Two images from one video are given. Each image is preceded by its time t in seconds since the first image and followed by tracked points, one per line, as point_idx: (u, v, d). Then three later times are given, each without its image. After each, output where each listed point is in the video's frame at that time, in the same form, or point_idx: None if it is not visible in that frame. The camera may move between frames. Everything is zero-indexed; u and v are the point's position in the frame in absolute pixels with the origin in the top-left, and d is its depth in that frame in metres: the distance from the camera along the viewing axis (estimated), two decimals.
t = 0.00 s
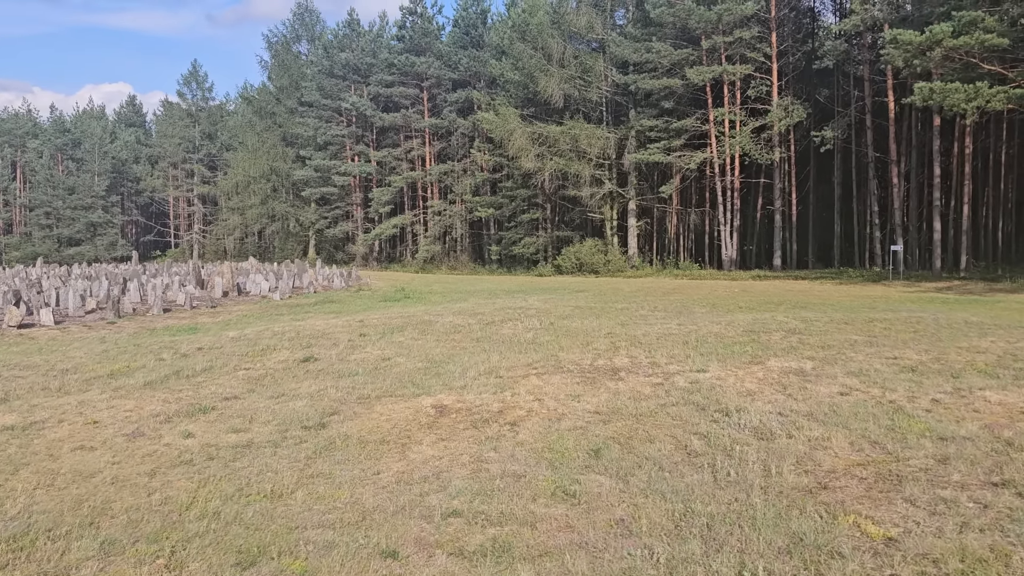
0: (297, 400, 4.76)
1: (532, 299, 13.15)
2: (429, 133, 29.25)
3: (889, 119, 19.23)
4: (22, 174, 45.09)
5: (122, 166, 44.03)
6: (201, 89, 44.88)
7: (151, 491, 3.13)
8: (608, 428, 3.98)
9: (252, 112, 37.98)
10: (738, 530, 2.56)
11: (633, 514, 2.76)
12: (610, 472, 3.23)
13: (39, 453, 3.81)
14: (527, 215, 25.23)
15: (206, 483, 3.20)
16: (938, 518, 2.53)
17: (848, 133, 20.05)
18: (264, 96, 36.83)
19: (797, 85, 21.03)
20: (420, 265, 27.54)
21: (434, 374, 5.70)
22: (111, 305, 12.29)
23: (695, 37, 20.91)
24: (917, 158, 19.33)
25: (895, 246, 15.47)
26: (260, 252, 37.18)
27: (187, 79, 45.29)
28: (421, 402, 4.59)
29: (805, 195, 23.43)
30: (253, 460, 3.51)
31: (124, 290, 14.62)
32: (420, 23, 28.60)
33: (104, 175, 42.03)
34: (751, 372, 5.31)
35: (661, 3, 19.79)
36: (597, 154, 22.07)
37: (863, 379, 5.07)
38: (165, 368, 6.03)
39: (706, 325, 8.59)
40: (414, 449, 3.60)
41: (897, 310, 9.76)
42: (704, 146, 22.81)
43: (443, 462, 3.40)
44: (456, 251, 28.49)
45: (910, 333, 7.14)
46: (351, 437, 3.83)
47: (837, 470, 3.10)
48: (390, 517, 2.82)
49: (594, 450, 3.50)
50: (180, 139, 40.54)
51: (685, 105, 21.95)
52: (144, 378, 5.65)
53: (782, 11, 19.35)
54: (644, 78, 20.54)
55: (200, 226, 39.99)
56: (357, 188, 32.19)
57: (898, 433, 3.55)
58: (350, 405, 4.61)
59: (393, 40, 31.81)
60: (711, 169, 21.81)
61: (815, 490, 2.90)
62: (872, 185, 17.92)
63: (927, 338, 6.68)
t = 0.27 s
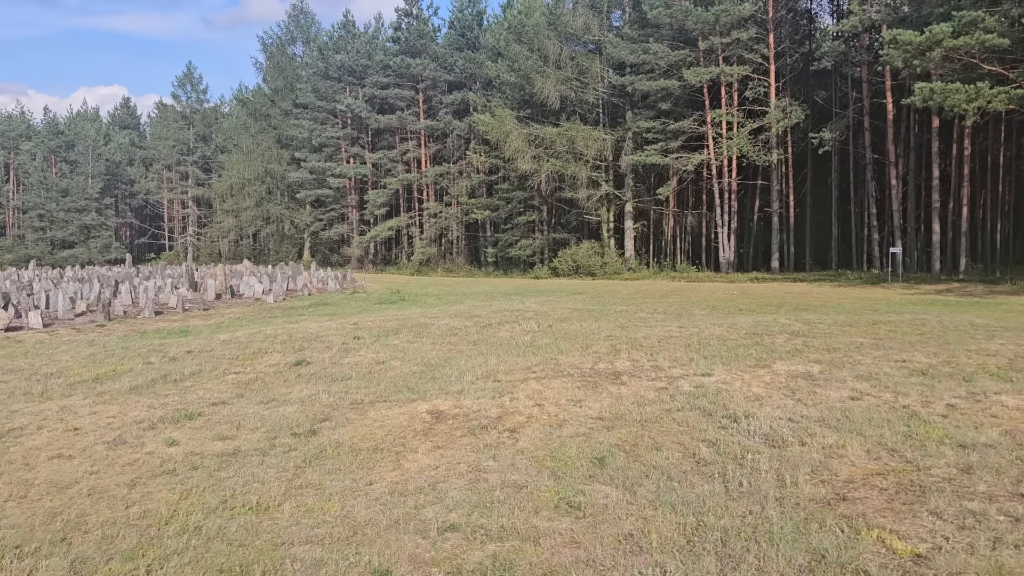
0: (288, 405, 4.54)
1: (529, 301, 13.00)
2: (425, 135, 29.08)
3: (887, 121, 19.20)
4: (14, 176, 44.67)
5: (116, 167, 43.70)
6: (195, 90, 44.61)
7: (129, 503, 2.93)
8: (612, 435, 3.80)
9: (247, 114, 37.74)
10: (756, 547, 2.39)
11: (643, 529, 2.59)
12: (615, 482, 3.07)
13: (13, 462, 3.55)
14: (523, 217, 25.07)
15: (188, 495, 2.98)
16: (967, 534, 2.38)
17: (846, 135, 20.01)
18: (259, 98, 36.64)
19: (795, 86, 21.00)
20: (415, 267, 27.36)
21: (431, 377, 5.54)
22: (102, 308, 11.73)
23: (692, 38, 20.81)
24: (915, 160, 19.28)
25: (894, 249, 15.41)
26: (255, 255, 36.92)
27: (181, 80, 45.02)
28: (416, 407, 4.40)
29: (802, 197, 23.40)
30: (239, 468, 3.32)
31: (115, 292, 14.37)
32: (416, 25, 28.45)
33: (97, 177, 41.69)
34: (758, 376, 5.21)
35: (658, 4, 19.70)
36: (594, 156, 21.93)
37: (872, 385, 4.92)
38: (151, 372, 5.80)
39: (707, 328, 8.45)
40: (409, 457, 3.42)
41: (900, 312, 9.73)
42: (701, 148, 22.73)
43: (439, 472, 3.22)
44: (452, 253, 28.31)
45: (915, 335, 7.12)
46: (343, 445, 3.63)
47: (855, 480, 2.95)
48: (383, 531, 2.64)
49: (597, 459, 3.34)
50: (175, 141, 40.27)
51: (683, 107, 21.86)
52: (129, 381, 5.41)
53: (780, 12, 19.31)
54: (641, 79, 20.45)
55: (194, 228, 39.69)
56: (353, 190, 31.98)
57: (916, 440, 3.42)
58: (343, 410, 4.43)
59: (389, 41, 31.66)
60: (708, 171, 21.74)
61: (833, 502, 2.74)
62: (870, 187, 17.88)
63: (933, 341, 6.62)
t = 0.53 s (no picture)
0: (280, 416, 4.34)
1: (529, 305, 12.85)
2: (422, 136, 28.92)
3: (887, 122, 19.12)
4: (10, 178, 44.37)
5: (111, 169, 43.44)
6: (192, 92, 44.40)
7: (106, 526, 2.69)
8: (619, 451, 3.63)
9: (244, 116, 37.53)
10: None
11: (657, 558, 2.42)
12: (625, 504, 2.91)
13: None
14: (521, 219, 24.92)
15: (171, 517, 2.77)
16: (1005, 565, 2.22)
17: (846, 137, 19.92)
18: (255, 99, 36.48)
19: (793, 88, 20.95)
20: (413, 270, 27.21)
21: (428, 386, 5.40)
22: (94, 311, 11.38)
23: (691, 39, 20.68)
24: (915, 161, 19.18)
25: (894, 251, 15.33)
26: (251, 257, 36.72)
27: (177, 81, 44.79)
28: (414, 419, 4.22)
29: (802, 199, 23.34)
30: (225, 485, 3.11)
31: (108, 295, 14.15)
32: (413, 26, 28.28)
33: (93, 179, 41.43)
34: (766, 386, 5.14)
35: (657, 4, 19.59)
36: (593, 157, 21.79)
37: (886, 396, 4.77)
38: (141, 380, 5.54)
39: (711, 333, 8.30)
40: (406, 475, 3.23)
41: (902, 316, 9.71)
42: (700, 150, 22.65)
43: (438, 491, 3.05)
44: (449, 256, 28.16)
45: (923, 342, 7.11)
46: (337, 461, 3.43)
47: (878, 501, 2.80)
48: (379, 559, 2.46)
49: (605, 477, 3.19)
50: (172, 143, 40.08)
51: (682, 108, 21.74)
52: (116, 388, 5.20)
53: (779, 13, 19.23)
54: (640, 80, 20.33)
55: (191, 230, 39.46)
56: (350, 192, 31.79)
57: (938, 457, 3.28)
58: (336, 421, 4.25)
59: (386, 42, 31.51)
60: (707, 173, 21.62)
61: (858, 526, 2.58)
62: (870, 188, 17.82)
63: (939, 348, 6.63)
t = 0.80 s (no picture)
0: (270, 422, 4.16)
1: (528, 305, 12.72)
2: (421, 135, 28.74)
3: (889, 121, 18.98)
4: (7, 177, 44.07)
5: (108, 168, 43.18)
6: (189, 91, 44.19)
7: (81, 544, 2.52)
8: (624, 462, 3.46)
9: (242, 115, 37.36)
10: None
11: None
12: (634, 518, 2.77)
13: None
14: (520, 219, 24.77)
15: (148, 535, 2.59)
16: None
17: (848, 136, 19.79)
18: (253, 98, 36.27)
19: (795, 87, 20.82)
20: (412, 269, 27.08)
21: (426, 389, 5.26)
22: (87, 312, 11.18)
23: (692, 38, 20.52)
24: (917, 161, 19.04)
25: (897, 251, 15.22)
26: (250, 257, 36.56)
27: (175, 80, 44.57)
28: (410, 425, 4.07)
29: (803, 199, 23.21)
30: (211, 497, 2.94)
31: (102, 295, 13.95)
32: (412, 25, 28.08)
33: (90, 179, 41.19)
34: (777, 391, 5.10)
35: (658, 3, 19.43)
36: (593, 156, 21.63)
37: (898, 404, 4.63)
38: (129, 383, 5.35)
39: (714, 335, 8.14)
40: (400, 487, 3.06)
41: (906, 316, 9.60)
42: (700, 149, 22.51)
43: (433, 505, 2.88)
44: (448, 255, 28.02)
45: (932, 344, 7.13)
46: (328, 472, 3.25)
47: (903, 518, 2.69)
48: None
49: (611, 490, 3.05)
50: (170, 142, 39.87)
51: (682, 107, 21.60)
52: (102, 391, 5.01)
53: (780, 11, 19.10)
54: (640, 79, 20.19)
55: (189, 230, 39.26)
56: (348, 191, 31.61)
57: (958, 474, 3.20)
58: (329, 427, 4.08)
59: (385, 41, 31.34)
60: (708, 172, 21.48)
61: (881, 544, 2.47)
62: (872, 187, 17.68)
63: (948, 351, 6.65)
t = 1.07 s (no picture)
0: (260, 427, 4.00)
1: (530, 304, 12.57)
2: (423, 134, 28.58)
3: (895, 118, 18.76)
4: (8, 176, 43.98)
5: (110, 167, 43.08)
6: (191, 89, 44.08)
7: (49, 562, 2.35)
8: (630, 473, 3.30)
9: (243, 113, 37.25)
10: None
11: None
12: (641, 534, 2.63)
13: None
14: (523, 218, 24.59)
15: (122, 552, 2.42)
16: None
17: (853, 133, 19.58)
18: (255, 97, 36.15)
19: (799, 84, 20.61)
20: (413, 269, 26.95)
21: (424, 392, 5.11)
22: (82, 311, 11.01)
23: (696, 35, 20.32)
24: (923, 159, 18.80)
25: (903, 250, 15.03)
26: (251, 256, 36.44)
27: (176, 79, 44.47)
28: (405, 431, 3.90)
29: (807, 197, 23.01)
30: (192, 509, 2.78)
31: (99, 294, 13.81)
32: (414, 22, 27.90)
33: (91, 178, 41.08)
34: (788, 395, 4.95)
35: None
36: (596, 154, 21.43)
37: (913, 412, 4.46)
38: (118, 386, 5.18)
39: (720, 335, 7.96)
40: (391, 499, 2.91)
41: (914, 316, 9.43)
42: (704, 146, 22.31)
43: (427, 518, 2.72)
44: (450, 254, 27.87)
45: (943, 345, 6.96)
46: (318, 482, 3.09)
47: (931, 533, 2.65)
48: None
49: (615, 503, 2.91)
50: (171, 141, 39.76)
51: (686, 105, 21.40)
52: (89, 394, 4.86)
53: (785, 7, 18.90)
54: (644, 76, 19.99)
55: (190, 229, 39.14)
56: (350, 190, 31.47)
57: (982, 483, 3.14)
58: (321, 433, 3.91)
59: (387, 39, 31.19)
60: (712, 170, 21.29)
61: (908, 564, 2.40)
62: (878, 185, 17.49)
63: (960, 352, 6.48)
